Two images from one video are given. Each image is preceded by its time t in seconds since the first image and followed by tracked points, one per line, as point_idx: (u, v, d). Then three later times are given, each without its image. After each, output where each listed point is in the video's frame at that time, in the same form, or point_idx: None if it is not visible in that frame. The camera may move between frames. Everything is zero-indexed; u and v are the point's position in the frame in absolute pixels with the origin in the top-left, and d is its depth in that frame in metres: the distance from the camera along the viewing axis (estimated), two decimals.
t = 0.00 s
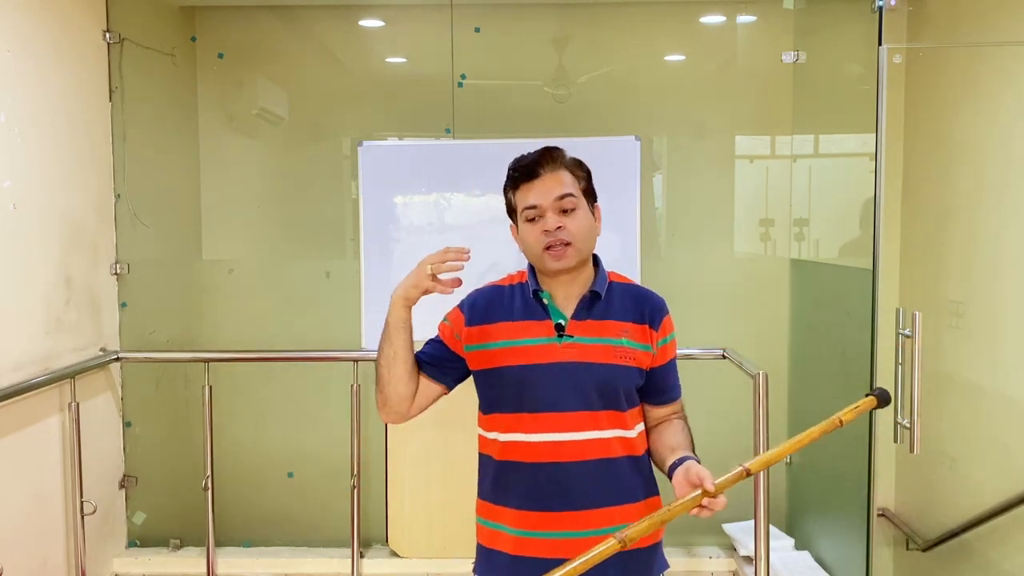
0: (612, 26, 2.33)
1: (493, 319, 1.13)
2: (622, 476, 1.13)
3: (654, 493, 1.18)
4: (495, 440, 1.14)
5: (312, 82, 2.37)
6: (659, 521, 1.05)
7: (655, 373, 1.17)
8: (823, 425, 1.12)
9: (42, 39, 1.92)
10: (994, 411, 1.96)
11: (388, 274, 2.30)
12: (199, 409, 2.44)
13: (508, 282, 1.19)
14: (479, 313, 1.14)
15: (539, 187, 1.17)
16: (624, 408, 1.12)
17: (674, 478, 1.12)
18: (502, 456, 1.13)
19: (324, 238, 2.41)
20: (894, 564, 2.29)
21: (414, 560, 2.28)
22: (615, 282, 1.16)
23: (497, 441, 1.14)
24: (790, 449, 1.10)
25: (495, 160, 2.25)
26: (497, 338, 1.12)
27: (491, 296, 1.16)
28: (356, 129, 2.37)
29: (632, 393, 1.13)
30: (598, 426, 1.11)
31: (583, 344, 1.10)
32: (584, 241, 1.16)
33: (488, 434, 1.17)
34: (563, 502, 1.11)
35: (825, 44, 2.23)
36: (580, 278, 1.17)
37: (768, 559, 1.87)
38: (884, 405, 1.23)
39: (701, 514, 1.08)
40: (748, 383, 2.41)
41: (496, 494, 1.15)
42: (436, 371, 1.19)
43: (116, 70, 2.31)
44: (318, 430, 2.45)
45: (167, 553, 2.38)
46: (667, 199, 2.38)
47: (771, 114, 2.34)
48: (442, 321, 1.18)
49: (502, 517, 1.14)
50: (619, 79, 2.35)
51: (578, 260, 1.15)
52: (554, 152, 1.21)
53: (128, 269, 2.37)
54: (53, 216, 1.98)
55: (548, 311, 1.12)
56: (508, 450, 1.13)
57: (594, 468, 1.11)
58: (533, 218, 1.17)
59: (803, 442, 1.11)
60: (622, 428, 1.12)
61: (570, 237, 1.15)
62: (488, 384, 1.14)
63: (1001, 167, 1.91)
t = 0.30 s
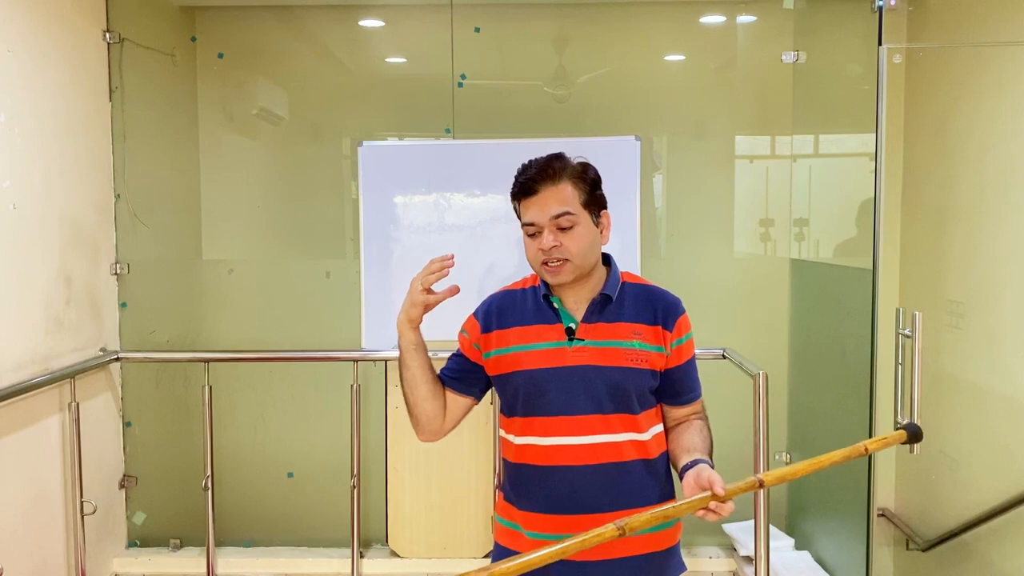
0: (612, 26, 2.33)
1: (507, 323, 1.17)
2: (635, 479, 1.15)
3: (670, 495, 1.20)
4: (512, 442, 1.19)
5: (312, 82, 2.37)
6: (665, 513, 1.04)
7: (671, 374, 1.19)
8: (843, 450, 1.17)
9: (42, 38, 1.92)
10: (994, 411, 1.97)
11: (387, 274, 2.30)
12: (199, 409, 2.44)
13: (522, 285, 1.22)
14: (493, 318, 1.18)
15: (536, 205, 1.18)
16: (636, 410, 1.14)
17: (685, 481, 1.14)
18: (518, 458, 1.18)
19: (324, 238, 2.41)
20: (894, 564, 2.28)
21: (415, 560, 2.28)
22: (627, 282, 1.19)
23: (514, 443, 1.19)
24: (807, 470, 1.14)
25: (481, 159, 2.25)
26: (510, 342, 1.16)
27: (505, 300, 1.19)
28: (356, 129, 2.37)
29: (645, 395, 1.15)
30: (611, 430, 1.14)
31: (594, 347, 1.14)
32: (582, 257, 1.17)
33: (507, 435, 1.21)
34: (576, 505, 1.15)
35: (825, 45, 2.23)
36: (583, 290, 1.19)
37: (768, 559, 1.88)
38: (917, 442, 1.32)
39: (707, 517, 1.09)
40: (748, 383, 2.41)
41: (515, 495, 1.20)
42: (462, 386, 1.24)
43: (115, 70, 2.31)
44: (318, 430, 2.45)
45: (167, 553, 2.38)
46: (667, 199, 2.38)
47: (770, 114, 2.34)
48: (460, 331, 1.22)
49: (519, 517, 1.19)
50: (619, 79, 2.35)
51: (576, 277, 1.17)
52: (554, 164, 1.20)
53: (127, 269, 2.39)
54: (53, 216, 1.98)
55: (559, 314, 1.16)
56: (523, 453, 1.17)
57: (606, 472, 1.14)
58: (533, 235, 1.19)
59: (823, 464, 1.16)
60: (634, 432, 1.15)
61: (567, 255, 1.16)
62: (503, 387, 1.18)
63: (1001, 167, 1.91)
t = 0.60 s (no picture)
0: (612, 26, 2.33)
1: (516, 324, 1.18)
2: (643, 481, 1.16)
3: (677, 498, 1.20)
4: (520, 441, 1.20)
5: (312, 83, 2.37)
6: (661, 518, 1.04)
7: (681, 376, 1.18)
8: (859, 477, 1.15)
9: (42, 38, 1.92)
10: (995, 411, 1.97)
11: (388, 275, 2.30)
12: (199, 409, 2.44)
13: (531, 285, 1.23)
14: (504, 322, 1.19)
15: (563, 181, 1.21)
16: (644, 412, 1.14)
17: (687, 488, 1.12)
18: (525, 458, 1.19)
19: (324, 238, 2.41)
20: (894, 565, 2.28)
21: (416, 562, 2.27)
22: (637, 283, 1.19)
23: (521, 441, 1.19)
24: (812, 494, 1.15)
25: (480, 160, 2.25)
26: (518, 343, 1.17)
27: (514, 301, 1.20)
28: (356, 128, 2.37)
29: (654, 397, 1.15)
30: (619, 431, 1.14)
31: (603, 348, 1.14)
32: (604, 237, 1.19)
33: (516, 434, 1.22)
34: (583, 506, 1.16)
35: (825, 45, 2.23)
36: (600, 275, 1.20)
37: (768, 559, 1.87)
38: (944, 476, 1.22)
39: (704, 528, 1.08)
40: (748, 383, 2.41)
41: (521, 496, 1.20)
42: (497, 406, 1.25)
43: (115, 70, 2.31)
44: (318, 430, 2.45)
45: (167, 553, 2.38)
46: (667, 199, 2.38)
47: (770, 114, 2.34)
48: (479, 346, 1.24)
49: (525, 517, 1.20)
50: (619, 79, 2.35)
51: (596, 255, 1.18)
52: (584, 148, 1.25)
53: (127, 269, 2.39)
54: (53, 216, 1.98)
55: (568, 314, 1.16)
56: (530, 452, 1.18)
57: (614, 473, 1.15)
58: (556, 211, 1.21)
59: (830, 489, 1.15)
60: (643, 433, 1.15)
61: (590, 233, 1.18)
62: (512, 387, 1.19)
63: (1002, 167, 1.91)
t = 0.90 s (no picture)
0: (612, 26, 2.33)
1: (519, 320, 1.17)
2: (643, 480, 1.16)
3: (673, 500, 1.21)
4: (518, 440, 1.19)
5: (312, 83, 2.37)
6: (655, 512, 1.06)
7: (680, 378, 1.19)
8: (859, 481, 1.17)
9: (42, 38, 1.92)
10: (995, 411, 1.97)
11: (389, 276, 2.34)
12: (199, 409, 2.44)
13: (533, 281, 1.22)
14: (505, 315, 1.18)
15: (582, 172, 1.23)
16: (645, 411, 1.15)
17: (682, 486, 1.16)
18: (524, 457, 1.17)
19: (323, 238, 2.41)
20: (894, 564, 2.29)
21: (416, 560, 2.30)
22: (640, 284, 1.20)
23: (520, 440, 1.18)
24: (813, 494, 1.16)
25: (481, 160, 2.29)
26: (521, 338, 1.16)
27: (517, 296, 1.20)
28: (356, 128, 2.37)
29: (654, 397, 1.16)
30: (621, 430, 1.14)
31: (606, 346, 1.14)
32: (612, 231, 1.19)
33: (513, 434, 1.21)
34: (582, 505, 1.15)
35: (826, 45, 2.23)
36: (602, 270, 1.20)
37: (768, 559, 1.87)
38: (948, 484, 1.22)
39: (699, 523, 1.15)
40: (748, 383, 2.41)
41: (517, 495, 1.19)
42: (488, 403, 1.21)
43: (115, 70, 2.31)
44: (318, 430, 2.45)
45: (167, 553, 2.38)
46: (667, 199, 2.38)
47: (771, 114, 2.34)
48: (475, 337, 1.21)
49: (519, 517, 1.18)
50: (619, 79, 2.35)
51: (601, 246, 1.18)
52: (608, 148, 1.27)
53: (127, 269, 2.38)
54: (53, 216, 1.98)
55: (571, 311, 1.16)
56: (529, 450, 1.17)
57: (615, 472, 1.15)
58: (569, 200, 1.22)
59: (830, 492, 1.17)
60: (643, 432, 1.15)
61: (599, 224, 1.19)
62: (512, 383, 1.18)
63: (1002, 167, 1.91)
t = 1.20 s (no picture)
0: (612, 26, 2.33)
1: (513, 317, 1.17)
2: (635, 479, 1.16)
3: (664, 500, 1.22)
4: (509, 440, 1.17)
5: (312, 83, 2.37)
6: (662, 507, 1.06)
7: (670, 379, 1.20)
8: (851, 476, 1.17)
9: (42, 38, 1.92)
10: (995, 411, 1.97)
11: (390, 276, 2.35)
12: (199, 409, 2.44)
13: (526, 281, 1.22)
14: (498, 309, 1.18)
15: (588, 173, 1.23)
16: (638, 410, 1.15)
17: (682, 484, 1.16)
18: (515, 456, 1.16)
19: (323, 238, 2.41)
20: (893, 564, 2.29)
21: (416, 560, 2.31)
22: (633, 286, 1.21)
23: (511, 440, 1.16)
24: (808, 488, 1.17)
25: (481, 160, 2.30)
26: (516, 335, 1.15)
27: (510, 293, 1.19)
28: (356, 128, 2.37)
29: (646, 396, 1.16)
30: (615, 428, 1.14)
31: (602, 345, 1.14)
32: (612, 236, 1.19)
33: (502, 435, 1.19)
34: (573, 505, 1.15)
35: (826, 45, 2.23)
36: (598, 272, 1.20)
37: (768, 559, 1.87)
38: (930, 479, 1.25)
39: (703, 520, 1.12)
40: (748, 383, 2.41)
41: (507, 496, 1.17)
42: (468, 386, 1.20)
43: (116, 70, 2.30)
44: (318, 430, 2.45)
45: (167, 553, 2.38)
46: (667, 199, 2.38)
47: (771, 114, 2.34)
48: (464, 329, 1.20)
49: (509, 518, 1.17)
50: (619, 79, 2.35)
51: (600, 250, 1.18)
52: (616, 153, 1.28)
53: (127, 269, 2.37)
54: (53, 216, 1.98)
55: (567, 310, 1.16)
56: (521, 450, 1.16)
57: (607, 471, 1.15)
58: (573, 200, 1.22)
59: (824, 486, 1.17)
60: (636, 431, 1.15)
61: (600, 227, 1.19)
62: (505, 381, 1.16)
63: (1002, 167, 1.91)
